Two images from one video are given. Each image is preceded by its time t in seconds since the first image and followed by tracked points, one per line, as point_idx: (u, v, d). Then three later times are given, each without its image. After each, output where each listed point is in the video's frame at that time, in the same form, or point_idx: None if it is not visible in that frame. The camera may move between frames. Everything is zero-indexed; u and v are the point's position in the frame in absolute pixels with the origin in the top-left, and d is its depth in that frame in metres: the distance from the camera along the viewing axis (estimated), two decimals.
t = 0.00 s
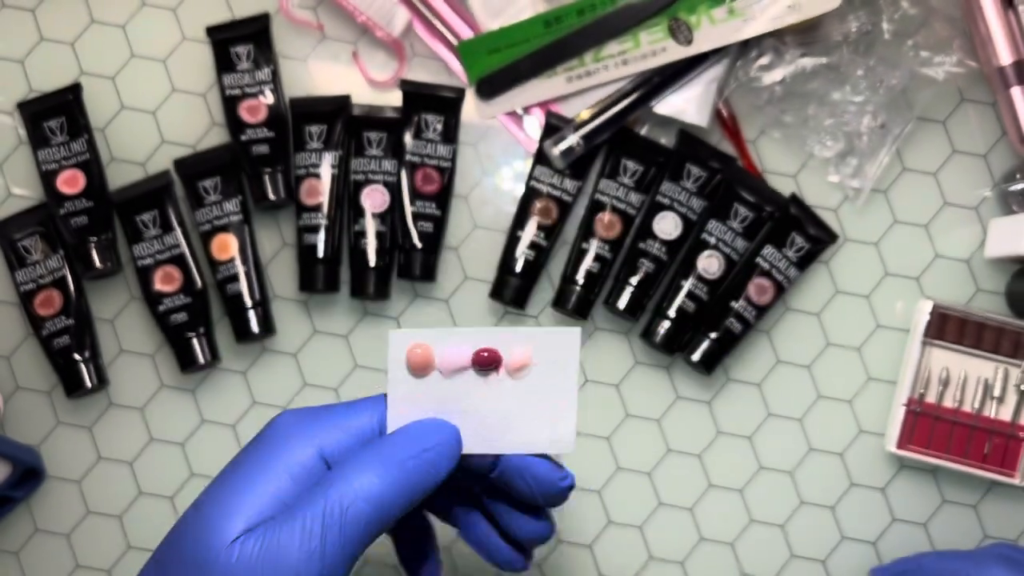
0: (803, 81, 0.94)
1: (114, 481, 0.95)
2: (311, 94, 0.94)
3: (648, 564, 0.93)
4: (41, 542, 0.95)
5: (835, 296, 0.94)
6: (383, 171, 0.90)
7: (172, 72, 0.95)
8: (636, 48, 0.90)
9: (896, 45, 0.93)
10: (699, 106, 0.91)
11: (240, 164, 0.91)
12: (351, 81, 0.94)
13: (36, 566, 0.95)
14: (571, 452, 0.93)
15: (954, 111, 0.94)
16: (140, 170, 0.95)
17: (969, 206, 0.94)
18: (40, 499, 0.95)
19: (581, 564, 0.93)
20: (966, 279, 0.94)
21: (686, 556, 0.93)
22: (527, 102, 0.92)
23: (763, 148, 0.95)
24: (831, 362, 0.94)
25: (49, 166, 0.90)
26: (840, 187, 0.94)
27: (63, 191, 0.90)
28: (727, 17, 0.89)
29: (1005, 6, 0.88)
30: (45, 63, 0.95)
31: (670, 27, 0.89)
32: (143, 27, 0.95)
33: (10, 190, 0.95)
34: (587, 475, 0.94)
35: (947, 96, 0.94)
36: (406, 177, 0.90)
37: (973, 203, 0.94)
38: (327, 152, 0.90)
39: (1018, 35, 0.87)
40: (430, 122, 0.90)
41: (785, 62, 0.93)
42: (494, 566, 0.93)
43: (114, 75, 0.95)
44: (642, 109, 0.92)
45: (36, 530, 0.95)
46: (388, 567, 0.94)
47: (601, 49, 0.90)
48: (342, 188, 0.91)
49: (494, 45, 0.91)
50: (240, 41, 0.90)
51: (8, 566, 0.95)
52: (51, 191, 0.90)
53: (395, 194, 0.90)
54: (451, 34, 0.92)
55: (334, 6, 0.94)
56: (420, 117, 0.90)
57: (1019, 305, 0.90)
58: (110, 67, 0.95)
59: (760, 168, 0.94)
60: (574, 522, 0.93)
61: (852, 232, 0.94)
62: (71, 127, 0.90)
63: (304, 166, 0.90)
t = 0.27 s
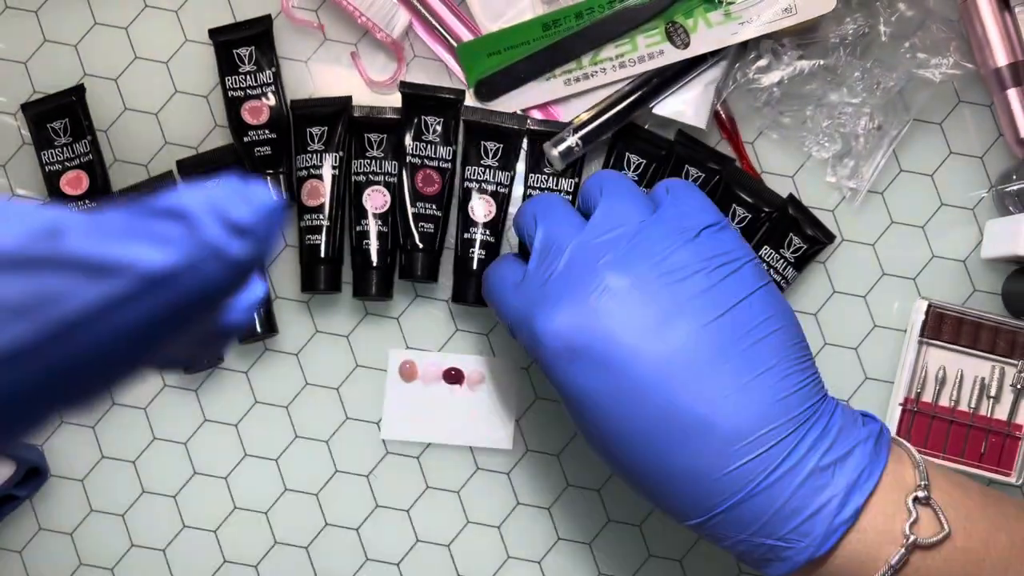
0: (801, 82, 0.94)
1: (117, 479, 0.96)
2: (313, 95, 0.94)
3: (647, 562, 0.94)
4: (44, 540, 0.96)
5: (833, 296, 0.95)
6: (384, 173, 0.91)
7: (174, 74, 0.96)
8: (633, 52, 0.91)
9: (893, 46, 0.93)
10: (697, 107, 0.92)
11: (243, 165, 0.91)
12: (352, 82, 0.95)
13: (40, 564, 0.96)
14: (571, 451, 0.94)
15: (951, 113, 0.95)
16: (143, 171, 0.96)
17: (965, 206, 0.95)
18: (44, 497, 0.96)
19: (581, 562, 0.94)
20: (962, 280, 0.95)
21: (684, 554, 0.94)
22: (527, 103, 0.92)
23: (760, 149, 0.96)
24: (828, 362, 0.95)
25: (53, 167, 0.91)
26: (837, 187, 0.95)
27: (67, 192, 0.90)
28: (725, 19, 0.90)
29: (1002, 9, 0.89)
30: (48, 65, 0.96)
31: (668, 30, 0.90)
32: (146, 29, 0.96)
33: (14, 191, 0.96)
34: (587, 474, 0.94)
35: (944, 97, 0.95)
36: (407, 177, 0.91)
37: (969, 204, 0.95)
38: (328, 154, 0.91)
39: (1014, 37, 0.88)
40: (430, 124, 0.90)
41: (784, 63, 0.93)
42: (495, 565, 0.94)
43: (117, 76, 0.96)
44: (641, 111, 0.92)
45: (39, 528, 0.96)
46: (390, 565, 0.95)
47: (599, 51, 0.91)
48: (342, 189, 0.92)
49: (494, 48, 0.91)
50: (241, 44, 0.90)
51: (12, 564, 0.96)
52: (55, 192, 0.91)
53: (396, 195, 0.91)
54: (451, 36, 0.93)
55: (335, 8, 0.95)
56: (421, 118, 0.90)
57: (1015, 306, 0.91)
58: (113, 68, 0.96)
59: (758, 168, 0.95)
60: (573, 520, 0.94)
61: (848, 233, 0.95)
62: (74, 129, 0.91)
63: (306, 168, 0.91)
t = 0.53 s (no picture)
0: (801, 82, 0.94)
1: (117, 480, 0.96)
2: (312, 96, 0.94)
3: (647, 562, 0.94)
4: (44, 541, 0.96)
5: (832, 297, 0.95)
6: (384, 172, 0.91)
7: (174, 74, 0.96)
8: (631, 52, 0.91)
9: (893, 47, 0.93)
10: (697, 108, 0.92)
11: (242, 165, 0.91)
12: (352, 83, 0.95)
13: (39, 565, 0.95)
14: (570, 451, 0.94)
15: (951, 113, 0.95)
16: (144, 171, 0.96)
17: (965, 206, 0.95)
18: (44, 498, 0.96)
19: (581, 562, 0.94)
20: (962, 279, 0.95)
21: (684, 554, 0.94)
22: (527, 103, 0.93)
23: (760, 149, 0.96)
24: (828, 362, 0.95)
25: (53, 167, 0.91)
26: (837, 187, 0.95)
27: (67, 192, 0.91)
28: (723, 20, 0.90)
29: (1001, 9, 0.89)
30: (48, 65, 0.96)
31: (666, 31, 0.90)
32: (146, 29, 0.96)
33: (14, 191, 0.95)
34: (587, 475, 0.94)
35: (944, 98, 0.95)
36: (407, 177, 0.91)
37: (968, 204, 0.95)
38: (328, 153, 0.90)
39: (1013, 37, 0.88)
40: (430, 124, 0.90)
41: (784, 63, 0.93)
42: (495, 565, 0.94)
43: (117, 77, 0.96)
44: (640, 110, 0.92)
45: (39, 528, 0.96)
46: (389, 566, 0.94)
47: (597, 52, 0.91)
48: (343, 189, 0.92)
49: (493, 49, 0.92)
50: (241, 44, 0.90)
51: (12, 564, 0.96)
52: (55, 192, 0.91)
53: (396, 195, 0.91)
54: (451, 37, 0.93)
55: (335, 8, 0.95)
56: (421, 118, 0.90)
57: (1015, 306, 0.91)
58: (113, 69, 0.96)
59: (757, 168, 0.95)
60: (573, 520, 0.94)
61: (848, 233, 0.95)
62: (74, 129, 0.91)
63: (306, 168, 0.90)
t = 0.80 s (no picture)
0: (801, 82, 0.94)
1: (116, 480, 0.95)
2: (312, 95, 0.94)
3: (648, 562, 0.94)
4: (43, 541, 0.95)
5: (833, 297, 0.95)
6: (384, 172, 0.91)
7: (174, 74, 0.96)
8: (631, 51, 0.91)
9: (893, 46, 0.94)
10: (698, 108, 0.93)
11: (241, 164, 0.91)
12: (352, 83, 0.95)
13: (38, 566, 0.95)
14: (571, 451, 0.94)
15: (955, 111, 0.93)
16: (143, 171, 0.95)
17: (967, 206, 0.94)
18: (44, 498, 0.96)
19: (581, 563, 0.94)
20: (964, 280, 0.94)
21: (685, 555, 0.94)
22: (527, 103, 0.92)
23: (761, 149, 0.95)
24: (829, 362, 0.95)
25: (53, 167, 0.91)
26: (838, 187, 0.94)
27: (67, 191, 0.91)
28: (723, 19, 0.90)
29: (1001, 8, 0.89)
30: (46, 64, 0.95)
31: (666, 30, 0.90)
32: (145, 29, 0.96)
33: (14, 191, 0.95)
34: (587, 475, 0.94)
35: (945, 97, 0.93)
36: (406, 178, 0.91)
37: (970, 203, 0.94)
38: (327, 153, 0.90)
39: (1013, 36, 0.88)
40: (430, 123, 0.89)
41: (785, 63, 0.93)
42: (494, 566, 0.94)
43: (116, 76, 0.96)
44: (641, 110, 0.92)
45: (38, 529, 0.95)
46: (389, 566, 0.94)
47: (597, 51, 0.91)
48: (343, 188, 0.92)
49: (492, 48, 0.91)
50: (240, 43, 0.90)
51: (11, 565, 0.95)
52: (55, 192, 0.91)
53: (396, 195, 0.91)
54: (450, 36, 0.93)
55: (334, 7, 0.95)
56: (421, 118, 0.89)
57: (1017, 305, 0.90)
58: (112, 68, 0.96)
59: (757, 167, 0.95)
60: (573, 521, 0.94)
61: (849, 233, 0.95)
62: (73, 128, 0.91)
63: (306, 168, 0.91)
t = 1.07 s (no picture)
0: (803, 80, 0.93)
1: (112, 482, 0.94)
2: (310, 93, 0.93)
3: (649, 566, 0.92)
4: (38, 544, 0.94)
5: (835, 297, 0.94)
6: (383, 171, 0.90)
7: (171, 72, 0.95)
8: (633, 48, 0.90)
9: (897, 44, 0.92)
10: (698, 107, 0.91)
11: (238, 163, 0.90)
12: (350, 81, 0.94)
13: (33, 569, 0.94)
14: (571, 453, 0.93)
15: (956, 111, 0.93)
16: (139, 170, 0.94)
17: (971, 205, 0.93)
18: (39, 500, 0.95)
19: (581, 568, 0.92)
20: (968, 279, 0.93)
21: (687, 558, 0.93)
22: (527, 100, 0.91)
23: (764, 148, 0.94)
24: (832, 362, 0.94)
25: (48, 166, 0.90)
26: (841, 186, 0.94)
27: (63, 191, 0.90)
28: (726, 16, 0.89)
29: (1006, 6, 0.88)
30: (42, 62, 0.94)
31: (668, 27, 0.89)
32: (141, 26, 0.95)
33: (8, 190, 0.94)
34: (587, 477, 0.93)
35: (948, 95, 0.93)
36: (405, 177, 0.90)
37: (975, 202, 0.93)
38: (326, 152, 0.90)
39: (1018, 33, 0.87)
40: (429, 122, 0.89)
41: (786, 61, 0.93)
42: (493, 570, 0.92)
43: (113, 75, 0.95)
44: (642, 108, 0.91)
45: (33, 531, 0.95)
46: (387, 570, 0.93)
47: (598, 48, 0.90)
48: (341, 188, 0.91)
49: (492, 45, 0.90)
50: (238, 41, 0.89)
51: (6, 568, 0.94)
52: (51, 192, 0.90)
53: (395, 194, 0.90)
54: (450, 34, 0.92)
55: (333, 5, 0.94)
56: (420, 116, 0.89)
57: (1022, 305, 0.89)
58: (108, 66, 0.95)
59: (760, 166, 0.94)
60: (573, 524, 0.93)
61: (852, 233, 0.94)
62: (69, 127, 0.90)
63: (303, 166, 0.90)
